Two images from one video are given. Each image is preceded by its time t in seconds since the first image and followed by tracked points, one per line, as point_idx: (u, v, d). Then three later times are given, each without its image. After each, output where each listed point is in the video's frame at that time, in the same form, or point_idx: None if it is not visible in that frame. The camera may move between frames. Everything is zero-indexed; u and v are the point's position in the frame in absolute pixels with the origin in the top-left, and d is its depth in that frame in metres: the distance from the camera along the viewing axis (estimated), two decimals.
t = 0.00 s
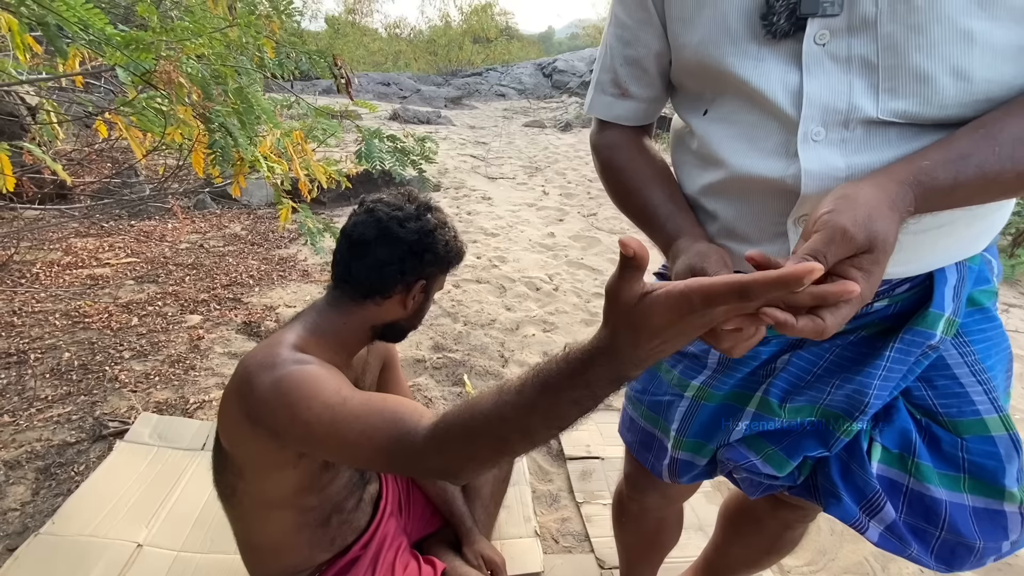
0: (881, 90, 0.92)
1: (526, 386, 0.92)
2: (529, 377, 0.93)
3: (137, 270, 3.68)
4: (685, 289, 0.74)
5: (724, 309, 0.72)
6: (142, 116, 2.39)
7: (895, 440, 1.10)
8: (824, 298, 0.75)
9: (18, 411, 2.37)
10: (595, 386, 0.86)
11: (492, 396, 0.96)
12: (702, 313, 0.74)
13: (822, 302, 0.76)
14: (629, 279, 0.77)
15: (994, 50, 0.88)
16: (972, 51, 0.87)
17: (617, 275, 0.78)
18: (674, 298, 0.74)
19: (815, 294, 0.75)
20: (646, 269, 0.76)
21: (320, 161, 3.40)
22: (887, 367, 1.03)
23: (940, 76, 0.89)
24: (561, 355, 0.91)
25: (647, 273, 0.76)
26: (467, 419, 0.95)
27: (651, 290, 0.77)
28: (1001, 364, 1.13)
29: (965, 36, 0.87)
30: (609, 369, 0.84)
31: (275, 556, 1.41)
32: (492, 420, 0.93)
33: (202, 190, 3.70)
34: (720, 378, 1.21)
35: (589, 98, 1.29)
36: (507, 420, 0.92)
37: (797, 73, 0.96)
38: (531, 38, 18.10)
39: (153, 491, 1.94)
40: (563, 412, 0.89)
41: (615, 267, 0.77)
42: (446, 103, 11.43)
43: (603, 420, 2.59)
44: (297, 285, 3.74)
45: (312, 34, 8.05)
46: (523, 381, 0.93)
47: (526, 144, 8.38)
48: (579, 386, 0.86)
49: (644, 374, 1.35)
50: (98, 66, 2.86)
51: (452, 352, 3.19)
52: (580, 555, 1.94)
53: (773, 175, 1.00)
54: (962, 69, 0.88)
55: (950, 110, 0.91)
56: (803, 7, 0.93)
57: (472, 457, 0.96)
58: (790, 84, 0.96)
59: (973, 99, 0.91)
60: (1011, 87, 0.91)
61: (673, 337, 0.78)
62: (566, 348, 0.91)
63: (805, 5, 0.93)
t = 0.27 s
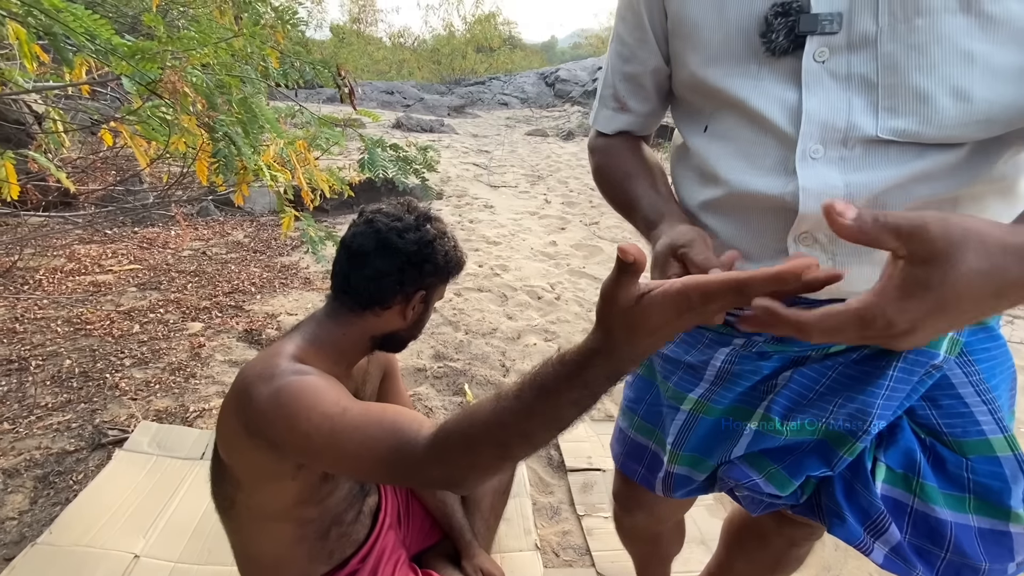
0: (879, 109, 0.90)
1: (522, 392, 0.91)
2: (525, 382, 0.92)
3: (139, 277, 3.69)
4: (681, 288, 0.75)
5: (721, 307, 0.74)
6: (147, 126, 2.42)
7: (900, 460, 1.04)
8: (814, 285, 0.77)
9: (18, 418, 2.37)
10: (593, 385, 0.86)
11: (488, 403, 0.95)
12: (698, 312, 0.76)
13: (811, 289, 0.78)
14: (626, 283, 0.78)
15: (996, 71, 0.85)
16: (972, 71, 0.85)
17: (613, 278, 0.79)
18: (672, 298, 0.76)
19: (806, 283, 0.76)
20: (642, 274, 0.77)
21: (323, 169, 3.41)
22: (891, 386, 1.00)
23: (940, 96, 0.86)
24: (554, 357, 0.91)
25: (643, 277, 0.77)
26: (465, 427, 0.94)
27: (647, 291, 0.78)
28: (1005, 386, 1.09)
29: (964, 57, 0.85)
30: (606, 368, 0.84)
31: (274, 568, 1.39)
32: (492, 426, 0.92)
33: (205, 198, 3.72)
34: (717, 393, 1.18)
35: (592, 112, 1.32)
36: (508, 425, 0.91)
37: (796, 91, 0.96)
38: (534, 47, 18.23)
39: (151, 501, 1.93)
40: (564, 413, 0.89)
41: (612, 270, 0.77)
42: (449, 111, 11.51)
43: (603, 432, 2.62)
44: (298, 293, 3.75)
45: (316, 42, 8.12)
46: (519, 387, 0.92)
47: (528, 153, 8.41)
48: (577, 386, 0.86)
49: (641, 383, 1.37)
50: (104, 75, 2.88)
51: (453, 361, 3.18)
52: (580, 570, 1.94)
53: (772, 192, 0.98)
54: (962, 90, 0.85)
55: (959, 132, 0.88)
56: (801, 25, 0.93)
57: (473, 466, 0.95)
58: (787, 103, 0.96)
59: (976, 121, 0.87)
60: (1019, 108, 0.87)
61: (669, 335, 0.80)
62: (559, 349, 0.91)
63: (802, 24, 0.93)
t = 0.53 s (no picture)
0: (839, 118, 0.90)
1: (512, 408, 0.91)
2: (514, 398, 0.92)
3: (142, 283, 3.70)
4: (642, 301, 0.77)
5: (682, 316, 0.75)
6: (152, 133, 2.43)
7: (853, 468, 1.04)
8: (769, 275, 0.69)
9: (18, 425, 2.37)
10: (578, 397, 0.87)
11: (480, 421, 0.95)
12: (662, 323, 0.77)
13: (772, 279, 0.70)
14: (590, 301, 0.80)
15: (956, 86, 0.83)
16: (931, 84, 0.84)
17: (580, 297, 0.81)
18: (634, 311, 0.77)
19: (758, 276, 0.69)
20: (602, 291, 0.79)
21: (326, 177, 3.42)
22: (838, 396, 0.99)
23: (895, 108, 0.86)
24: (536, 372, 0.92)
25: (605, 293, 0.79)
26: (460, 446, 0.94)
27: (611, 307, 0.80)
28: (978, 402, 1.01)
29: (924, 69, 0.84)
30: (589, 377, 0.85)
31: None
32: (485, 444, 0.92)
33: (208, 205, 3.74)
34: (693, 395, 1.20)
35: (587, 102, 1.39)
36: (501, 443, 0.91)
37: (764, 96, 0.97)
38: (538, 56, 18.34)
39: (149, 510, 1.92)
40: (552, 425, 0.89)
41: (577, 290, 0.80)
42: (453, 119, 11.56)
43: (605, 442, 2.61)
44: (301, 300, 3.76)
45: (322, 51, 8.19)
46: (507, 403, 0.92)
47: (532, 161, 8.44)
48: (563, 399, 0.87)
49: (639, 386, 1.39)
50: (111, 83, 2.91)
51: (454, 369, 3.17)
52: None
53: (736, 198, 1.02)
54: (918, 103, 0.84)
55: (916, 147, 0.87)
56: (773, 29, 0.93)
57: (473, 486, 0.94)
58: (756, 109, 0.97)
59: (931, 135, 0.86)
60: (976, 124, 0.85)
61: (640, 343, 0.81)
62: (542, 363, 0.92)
63: (773, 30, 0.93)
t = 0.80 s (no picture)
0: (800, 120, 0.93)
1: (508, 421, 0.92)
2: (509, 411, 0.93)
3: (146, 289, 3.71)
4: (632, 309, 0.79)
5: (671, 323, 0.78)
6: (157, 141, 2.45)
7: (797, 456, 1.09)
8: (758, 285, 0.74)
9: (20, 431, 2.37)
10: (574, 403, 0.88)
11: (476, 436, 0.96)
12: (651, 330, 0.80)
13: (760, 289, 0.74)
14: (578, 312, 0.82)
15: (908, 100, 0.87)
16: (885, 95, 0.87)
17: (568, 306, 0.82)
18: (624, 319, 0.79)
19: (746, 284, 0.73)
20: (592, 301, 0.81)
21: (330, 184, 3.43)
22: (784, 389, 1.05)
23: (850, 116, 0.89)
24: (532, 381, 0.93)
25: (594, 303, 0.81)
26: (457, 462, 0.95)
27: (601, 316, 0.81)
28: (920, 400, 1.06)
29: (881, 80, 0.87)
30: (583, 385, 0.87)
31: None
32: (482, 457, 0.93)
33: (212, 212, 3.76)
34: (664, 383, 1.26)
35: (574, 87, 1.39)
36: (499, 455, 0.92)
37: (735, 94, 0.99)
38: (542, 64, 18.43)
39: (149, 517, 1.92)
40: (550, 432, 0.91)
41: (565, 300, 0.81)
42: (457, 127, 11.60)
43: (607, 451, 2.59)
44: (303, 306, 3.76)
45: (327, 59, 8.24)
46: (504, 414, 0.94)
47: (535, 168, 8.46)
48: (560, 405, 0.89)
49: (619, 375, 1.46)
50: (118, 91, 2.93)
51: (456, 377, 3.16)
52: None
53: (700, 194, 1.05)
54: (871, 113, 0.88)
55: (864, 154, 0.91)
56: (748, 29, 0.95)
57: (472, 502, 0.96)
58: (727, 105, 0.99)
59: (880, 145, 0.90)
60: (920, 138, 0.90)
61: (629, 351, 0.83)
62: (536, 371, 0.93)
63: (749, 29, 0.95)
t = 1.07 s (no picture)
0: (783, 140, 0.95)
1: (516, 459, 0.94)
2: (517, 449, 0.94)
3: (151, 293, 3.73)
4: (665, 373, 0.77)
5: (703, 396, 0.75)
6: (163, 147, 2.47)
7: (770, 461, 1.11)
8: (800, 383, 0.70)
9: (24, 434, 2.38)
10: (586, 451, 0.89)
11: (482, 470, 0.97)
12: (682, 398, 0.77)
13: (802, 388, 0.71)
14: (606, 365, 0.82)
15: (887, 126, 0.89)
16: (865, 119, 0.89)
17: (597, 360, 0.83)
18: (654, 382, 0.78)
19: (790, 379, 0.70)
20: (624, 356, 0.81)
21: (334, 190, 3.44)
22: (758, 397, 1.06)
23: (830, 138, 0.91)
24: (543, 422, 0.94)
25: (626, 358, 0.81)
26: (462, 495, 0.96)
27: (631, 373, 0.81)
28: (895, 413, 1.08)
29: (861, 106, 0.89)
30: (596, 432, 0.88)
31: None
32: (487, 491, 0.94)
33: (217, 217, 3.78)
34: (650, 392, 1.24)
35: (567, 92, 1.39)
36: (504, 491, 0.93)
37: (723, 109, 1.01)
38: (547, 70, 18.50)
39: (150, 523, 1.91)
40: (559, 478, 0.91)
41: (594, 354, 0.82)
42: (462, 132, 11.65)
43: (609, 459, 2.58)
44: (307, 311, 3.77)
45: (333, 65, 8.31)
46: (511, 452, 0.95)
47: (539, 173, 8.48)
48: (570, 452, 0.89)
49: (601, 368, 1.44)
50: (125, 97, 2.96)
51: (458, 383, 3.16)
52: None
53: (685, 205, 1.06)
54: (851, 136, 0.90)
55: (842, 176, 0.93)
56: (738, 46, 0.97)
57: (476, 532, 0.97)
58: (715, 119, 1.01)
59: (857, 169, 0.92)
60: (896, 164, 0.92)
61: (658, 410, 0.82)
62: (548, 415, 0.94)
63: (739, 46, 0.97)
